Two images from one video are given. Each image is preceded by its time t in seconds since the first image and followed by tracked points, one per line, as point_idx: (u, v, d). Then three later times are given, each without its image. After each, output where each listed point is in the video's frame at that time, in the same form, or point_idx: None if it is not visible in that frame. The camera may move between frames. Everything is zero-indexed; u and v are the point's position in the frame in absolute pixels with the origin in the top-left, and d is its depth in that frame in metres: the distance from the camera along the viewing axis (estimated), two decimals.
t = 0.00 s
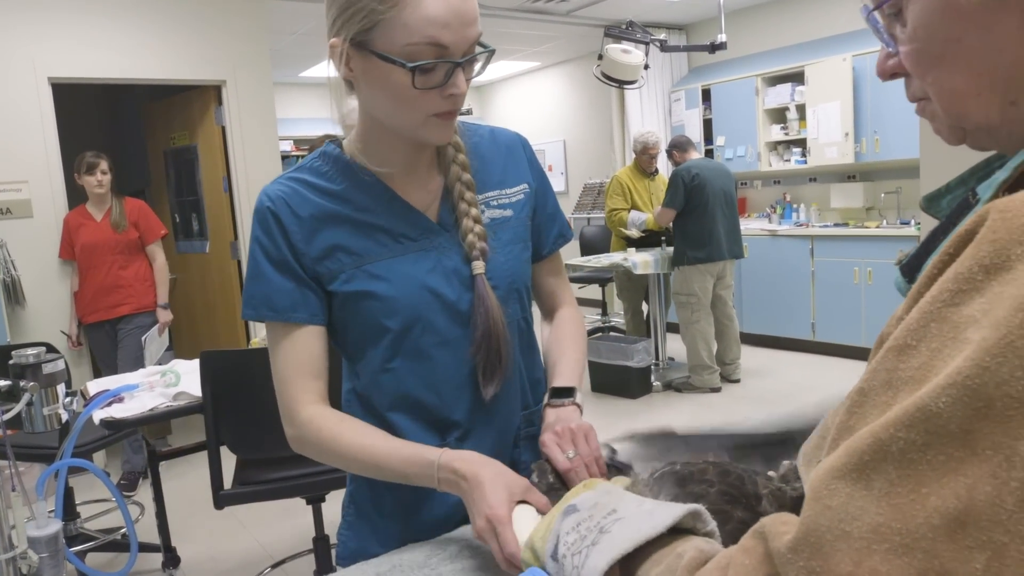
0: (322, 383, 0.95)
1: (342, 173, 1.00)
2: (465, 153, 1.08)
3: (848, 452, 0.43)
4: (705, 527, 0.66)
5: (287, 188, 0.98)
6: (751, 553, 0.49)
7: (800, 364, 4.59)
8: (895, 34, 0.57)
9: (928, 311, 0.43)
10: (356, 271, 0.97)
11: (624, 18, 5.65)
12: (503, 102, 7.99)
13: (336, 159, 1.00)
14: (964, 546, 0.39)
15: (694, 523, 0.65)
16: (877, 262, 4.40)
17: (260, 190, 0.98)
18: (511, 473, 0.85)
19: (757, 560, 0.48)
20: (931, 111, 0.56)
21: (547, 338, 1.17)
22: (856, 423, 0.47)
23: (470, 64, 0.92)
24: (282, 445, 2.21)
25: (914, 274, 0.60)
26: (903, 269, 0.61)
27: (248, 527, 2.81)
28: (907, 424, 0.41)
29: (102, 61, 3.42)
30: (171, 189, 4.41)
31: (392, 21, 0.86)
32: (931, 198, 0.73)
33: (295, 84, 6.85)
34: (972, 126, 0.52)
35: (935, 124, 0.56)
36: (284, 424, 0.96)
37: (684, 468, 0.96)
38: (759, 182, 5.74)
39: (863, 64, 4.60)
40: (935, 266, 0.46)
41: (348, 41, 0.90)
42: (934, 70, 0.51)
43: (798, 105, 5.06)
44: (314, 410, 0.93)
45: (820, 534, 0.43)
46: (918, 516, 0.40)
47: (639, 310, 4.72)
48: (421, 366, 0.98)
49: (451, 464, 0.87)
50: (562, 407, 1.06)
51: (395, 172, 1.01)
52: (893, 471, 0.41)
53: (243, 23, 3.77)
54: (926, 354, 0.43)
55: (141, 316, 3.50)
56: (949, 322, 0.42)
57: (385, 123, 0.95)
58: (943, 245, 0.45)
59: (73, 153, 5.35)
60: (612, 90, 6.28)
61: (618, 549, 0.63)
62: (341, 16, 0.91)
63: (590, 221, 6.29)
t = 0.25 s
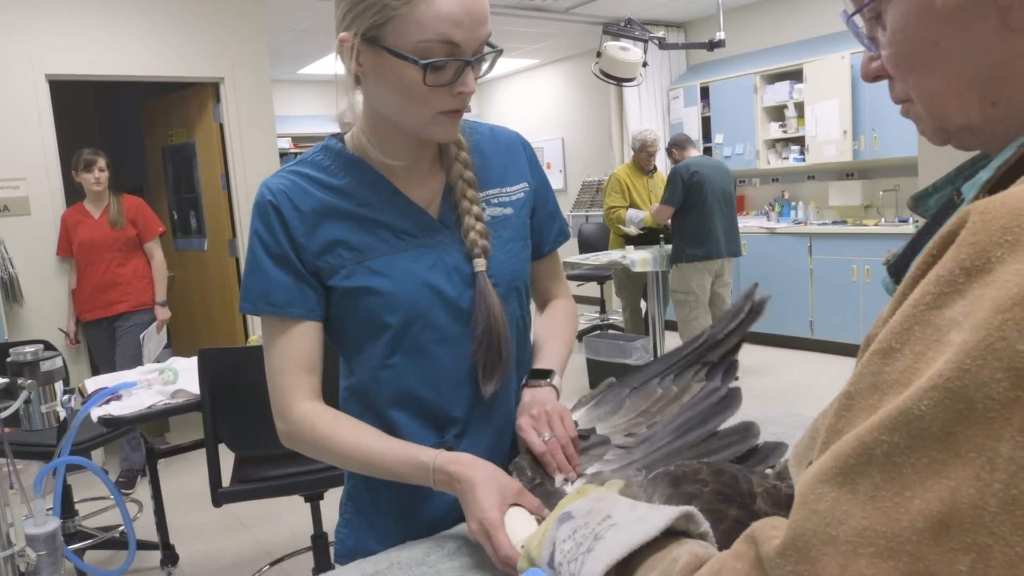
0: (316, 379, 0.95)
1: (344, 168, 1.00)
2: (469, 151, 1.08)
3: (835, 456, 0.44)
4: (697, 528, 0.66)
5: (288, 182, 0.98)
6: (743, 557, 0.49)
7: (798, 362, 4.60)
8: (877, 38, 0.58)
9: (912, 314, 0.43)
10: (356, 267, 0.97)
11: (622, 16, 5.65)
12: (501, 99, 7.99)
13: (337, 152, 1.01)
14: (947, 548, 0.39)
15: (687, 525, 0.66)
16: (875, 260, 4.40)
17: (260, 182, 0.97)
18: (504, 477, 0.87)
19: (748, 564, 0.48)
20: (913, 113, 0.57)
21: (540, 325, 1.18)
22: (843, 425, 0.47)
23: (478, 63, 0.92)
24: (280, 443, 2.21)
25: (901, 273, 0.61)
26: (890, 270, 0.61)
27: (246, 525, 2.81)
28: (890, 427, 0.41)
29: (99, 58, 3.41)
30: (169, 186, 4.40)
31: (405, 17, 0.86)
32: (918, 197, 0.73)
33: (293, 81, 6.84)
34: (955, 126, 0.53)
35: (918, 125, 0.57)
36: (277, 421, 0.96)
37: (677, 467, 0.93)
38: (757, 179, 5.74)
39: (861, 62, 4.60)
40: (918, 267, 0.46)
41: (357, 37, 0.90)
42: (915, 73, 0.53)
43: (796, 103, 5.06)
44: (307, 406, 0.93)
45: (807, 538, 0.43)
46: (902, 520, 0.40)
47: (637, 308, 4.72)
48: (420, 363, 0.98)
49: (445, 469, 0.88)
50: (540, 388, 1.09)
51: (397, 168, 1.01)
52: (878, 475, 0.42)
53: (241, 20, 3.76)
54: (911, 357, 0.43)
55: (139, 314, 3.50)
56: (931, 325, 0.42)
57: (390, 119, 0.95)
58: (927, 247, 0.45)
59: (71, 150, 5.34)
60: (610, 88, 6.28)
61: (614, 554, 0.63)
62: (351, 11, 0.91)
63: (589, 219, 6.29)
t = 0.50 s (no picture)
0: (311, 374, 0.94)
1: (343, 162, 1.00)
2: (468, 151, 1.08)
3: (831, 454, 0.44)
4: (696, 527, 0.67)
5: (286, 175, 0.97)
6: (739, 555, 0.49)
7: (796, 359, 4.61)
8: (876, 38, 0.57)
9: (909, 313, 0.43)
10: (354, 261, 0.97)
11: (622, 12, 5.64)
12: (501, 95, 7.98)
13: (334, 145, 1.01)
14: (942, 545, 0.40)
15: (684, 523, 0.66)
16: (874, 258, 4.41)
17: (257, 176, 0.96)
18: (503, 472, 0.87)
19: (745, 562, 0.48)
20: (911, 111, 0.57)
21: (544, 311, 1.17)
22: (839, 422, 0.47)
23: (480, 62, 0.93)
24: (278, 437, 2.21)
25: (900, 270, 0.61)
26: (887, 266, 0.61)
27: (244, 521, 2.81)
28: (886, 425, 0.41)
29: (97, 52, 3.41)
30: (168, 181, 4.40)
31: (411, 12, 0.86)
32: (916, 194, 0.73)
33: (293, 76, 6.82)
34: (955, 124, 0.53)
35: (917, 123, 0.57)
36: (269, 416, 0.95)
37: (674, 462, 0.93)
38: (757, 176, 5.74)
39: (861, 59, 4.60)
40: (915, 265, 0.46)
41: (361, 30, 0.89)
42: (911, 73, 0.53)
43: (796, 101, 5.06)
44: (301, 403, 0.92)
45: (803, 535, 0.44)
46: (897, 516, 0.41)
47: (636, 305, 4.72)
48: (418, 358, 0.98)
49: (445, 463, 0.88)
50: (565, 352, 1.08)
51: (395, 162, 1.00)
52: (873, 472, 0.42)
53: (240, 14, 3.75)
54: (907, 354, 0.44)
55: (137, 309, 3.50)
56: (927, 324, 0.43)
57: (389, 114, 0.95)
58: (923, 245, 0.46)
59: (69, 145, 5.33)
60: (610, 85, 6.27)
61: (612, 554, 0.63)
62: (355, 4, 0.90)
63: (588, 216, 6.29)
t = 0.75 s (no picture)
0: (304, 378, 0.94)
1: (336, 166, 1.00)
2: (460, 155, 1.08)
3: (841, 465, 0.44)
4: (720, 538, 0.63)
5: (278, 180, 0.97)
6: (749, 568, 0.49)
7: (794, 362, 4.61)
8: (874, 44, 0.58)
9: (914, 317, 0.43)
10: (349, 266, 0.97)
11: (620, 15, 5.65)
12: (499, 98, 7.99)
13: (327, 149, 1.01)
14: (959, 557, 0.39)
15: (708, 537, 0.63)
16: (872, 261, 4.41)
17: (250, 180, 0.96)
18: (500, 474, 0.87)
19: None
20: (909, 117, 0.57)
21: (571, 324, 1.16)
22: (843, 431, 0.47)
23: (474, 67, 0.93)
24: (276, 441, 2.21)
25: (899, 275, 0.61)
26: (887, 272, 0.61)
27: (242, 524, 2.81)
28: (898, 434, 0.41)
29: (96, 55, 3.41)
30: (166, 184, 4.39)
31: (407, 17, 0.86)
32: (914, 198, 0.73)
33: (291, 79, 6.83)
34: (952, 130, 0.53)
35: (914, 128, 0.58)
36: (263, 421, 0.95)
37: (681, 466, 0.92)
38: (754, 179, 5.75)
39: (858, 63, 4.61)
40: (920, 270, 0.46)
41: (357, 33, 0.90)
42: (908, 81, 0.53)
43: (794, 103, 5.07)
44: (296, 408, 0.92)
45: (815, 550, 0.43)
46: (912, 529, 0.40)
47: (634, 308, 4.72)
48: (413, 362, 0.98)
49: (439, 467, 0.88)
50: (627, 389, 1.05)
51: (388, 166, 1.01)
52: (885, 483, 0.41)
53: (238, 17, 3.75)
54: (913, 359, 0.43)
55: (136, 312, 3.49)
56: (934, 328, 0.42)
57: (383, 118, 0.95)
58: (927, 249, 0.46)
59: (68, 147, 5.33)
60: (608, 88, 6.28)
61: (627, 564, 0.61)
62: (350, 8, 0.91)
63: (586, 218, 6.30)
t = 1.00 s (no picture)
0: (301, 379, 0.94)
1: (333, 164, 1.00)
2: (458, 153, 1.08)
3: (870, 487, 0.43)
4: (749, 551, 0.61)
5: (276, 179, 0.97)
6: None
7: (794, 362, 4.60)
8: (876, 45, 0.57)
9: (921, 319, 0.43)
10: (346, 265, 0.97)
11: (621, 14, 5.65)
12: (499, 97, 7.99)
13: (325, 147, 1.01)
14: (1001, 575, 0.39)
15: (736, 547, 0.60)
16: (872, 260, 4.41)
17: (248, 180, 0.96)
18: (497, 469, 0.87)
19: None
20: (910, 118, 0.57)
21: (578, 329, 1.11)
22: (852, 440, 0.47)
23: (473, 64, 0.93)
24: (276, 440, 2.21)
25: (900, 274, 0.60)
26: (889, 270, 0.61)
27: (241, 522, 2.81)
28: (925, 446, 0.41)
29: (96, 53, 3.40)
30: (166, 181, 4.39)
31: (404, 9, 0.86)
32: (914, 197, 0.72)
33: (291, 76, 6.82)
34: (951, 132, 0.53)
35: (914, 129, 0.57)
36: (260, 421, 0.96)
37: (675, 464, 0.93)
38: (755, 178, 5.74)
39: (859, 62, 4.60)
40: (924, 270, 0.46)
41: (354, 27, 0.90)
42: (908, 81, 0.53)
43: (794, 103, 5.07)
44: (293, 408, 0.92)
45: None
46: (955, 551, 0.40)
47: (634, 307, 4.72)
48: (412, 361, 0.98)
49: (438, 464, 0.88)
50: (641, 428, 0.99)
51: (387, 165, 1.01)
52: (920, 503, 0.41)
53: (239, 16, 3.74)
54: (920, 361, 0.43)
55: (135, 309, 3.50)
56: (941, 329, 0.42)
57: (381, 114, 0.95)
58: (930, 250, 0.46)
59: (68, 144, 5.33)
60: (608, 87, 6.28)
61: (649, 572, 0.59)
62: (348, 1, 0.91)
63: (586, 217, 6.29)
